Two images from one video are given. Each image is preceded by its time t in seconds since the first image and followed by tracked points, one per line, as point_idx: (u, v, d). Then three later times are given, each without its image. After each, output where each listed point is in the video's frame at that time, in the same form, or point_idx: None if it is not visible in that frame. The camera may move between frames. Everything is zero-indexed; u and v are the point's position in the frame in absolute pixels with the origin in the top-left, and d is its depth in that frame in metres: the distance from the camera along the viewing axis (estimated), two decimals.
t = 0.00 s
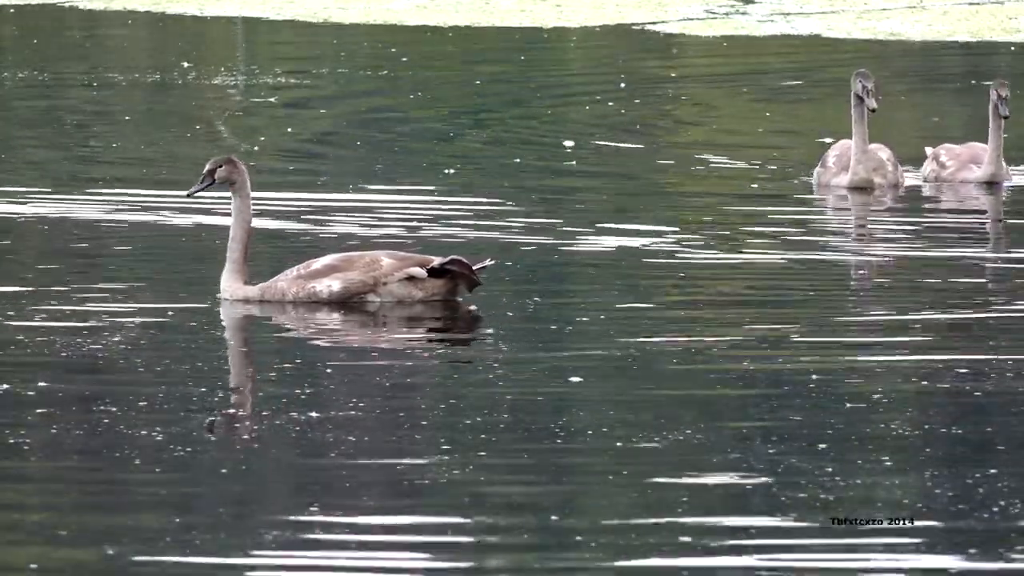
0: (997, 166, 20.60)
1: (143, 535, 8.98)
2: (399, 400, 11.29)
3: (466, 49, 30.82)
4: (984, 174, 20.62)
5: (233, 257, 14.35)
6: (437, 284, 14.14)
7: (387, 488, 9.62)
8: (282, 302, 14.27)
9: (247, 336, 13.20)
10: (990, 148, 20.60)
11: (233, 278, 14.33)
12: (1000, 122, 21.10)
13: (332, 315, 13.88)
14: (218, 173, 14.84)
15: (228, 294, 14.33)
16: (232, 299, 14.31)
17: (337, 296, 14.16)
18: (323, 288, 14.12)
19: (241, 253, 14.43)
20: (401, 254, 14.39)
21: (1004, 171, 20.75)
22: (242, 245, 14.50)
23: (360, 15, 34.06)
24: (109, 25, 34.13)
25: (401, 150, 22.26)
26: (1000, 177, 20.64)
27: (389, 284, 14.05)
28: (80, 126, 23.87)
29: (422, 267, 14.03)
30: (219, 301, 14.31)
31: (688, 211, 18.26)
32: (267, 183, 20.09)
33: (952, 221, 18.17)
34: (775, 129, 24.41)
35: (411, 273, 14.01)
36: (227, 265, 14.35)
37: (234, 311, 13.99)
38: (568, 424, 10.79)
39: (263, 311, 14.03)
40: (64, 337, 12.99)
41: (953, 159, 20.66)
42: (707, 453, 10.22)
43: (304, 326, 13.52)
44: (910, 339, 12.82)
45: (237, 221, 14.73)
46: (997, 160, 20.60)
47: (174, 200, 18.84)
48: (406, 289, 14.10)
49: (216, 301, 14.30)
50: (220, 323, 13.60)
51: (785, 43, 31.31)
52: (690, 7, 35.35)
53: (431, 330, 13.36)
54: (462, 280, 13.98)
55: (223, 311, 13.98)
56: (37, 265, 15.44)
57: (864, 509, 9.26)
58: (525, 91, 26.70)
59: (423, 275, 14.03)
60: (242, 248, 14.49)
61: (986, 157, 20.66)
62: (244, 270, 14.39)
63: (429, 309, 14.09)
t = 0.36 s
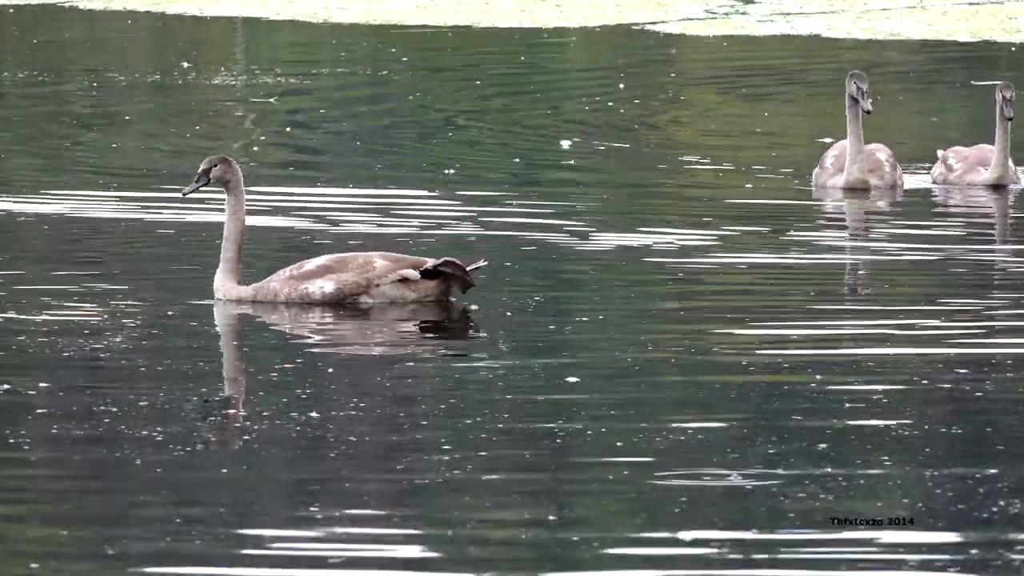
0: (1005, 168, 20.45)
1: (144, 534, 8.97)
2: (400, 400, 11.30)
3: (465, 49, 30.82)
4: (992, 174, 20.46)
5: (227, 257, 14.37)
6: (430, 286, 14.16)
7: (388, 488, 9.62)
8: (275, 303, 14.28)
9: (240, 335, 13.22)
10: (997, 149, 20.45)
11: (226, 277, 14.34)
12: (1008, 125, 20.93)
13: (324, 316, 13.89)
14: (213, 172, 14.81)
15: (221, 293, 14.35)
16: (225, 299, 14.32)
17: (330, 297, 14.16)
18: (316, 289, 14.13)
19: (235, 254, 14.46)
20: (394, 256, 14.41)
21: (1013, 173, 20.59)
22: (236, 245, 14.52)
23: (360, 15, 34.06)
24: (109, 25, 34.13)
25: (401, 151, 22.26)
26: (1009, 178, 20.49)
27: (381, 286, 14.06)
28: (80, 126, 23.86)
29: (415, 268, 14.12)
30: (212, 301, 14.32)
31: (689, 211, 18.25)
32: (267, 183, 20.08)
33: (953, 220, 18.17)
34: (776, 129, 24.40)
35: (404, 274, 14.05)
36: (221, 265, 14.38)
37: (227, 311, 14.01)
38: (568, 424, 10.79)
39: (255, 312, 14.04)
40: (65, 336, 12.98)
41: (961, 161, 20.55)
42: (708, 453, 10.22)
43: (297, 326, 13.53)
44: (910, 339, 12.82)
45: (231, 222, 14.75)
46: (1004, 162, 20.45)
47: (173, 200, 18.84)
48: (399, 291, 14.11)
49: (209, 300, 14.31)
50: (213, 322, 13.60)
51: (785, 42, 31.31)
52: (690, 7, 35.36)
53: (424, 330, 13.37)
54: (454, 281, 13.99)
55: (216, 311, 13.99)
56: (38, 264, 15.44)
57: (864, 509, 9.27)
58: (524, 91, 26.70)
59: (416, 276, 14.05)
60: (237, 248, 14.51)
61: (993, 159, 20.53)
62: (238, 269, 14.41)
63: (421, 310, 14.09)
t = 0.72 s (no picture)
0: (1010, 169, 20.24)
1: (144, 534, 8.98)
2: (400, 400, 11.30)
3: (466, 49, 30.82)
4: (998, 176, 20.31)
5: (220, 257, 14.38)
6: (423, 286, 14.10)
7: (388, 488, 9.63)
8: (267, 304, 14.28)
9: (233, 336, 13.22)
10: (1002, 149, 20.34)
11: (220, 278, 14.35)
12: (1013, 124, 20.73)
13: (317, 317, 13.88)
14: (206, 173, 14.86)
15: (215, 294, 14.36)
16: (218, 299, 14.32)
17: (323, 297, 14.15)
18: (308, 289, 14.12)
19: (229, 254, 14.47)
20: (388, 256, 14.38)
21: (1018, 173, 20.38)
22: (230, 246, 14.53)
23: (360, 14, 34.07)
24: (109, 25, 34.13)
25: (401, 151, 22.26)
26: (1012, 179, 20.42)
27: (374, 286, 14.04)
28: (80, 126, 23.88)
29: (409, 269, 14.05)
30: (206, 301, 14.33)
31: (689, 211, 18.26)
32: (267, 182, 20.09)
33: (952, 220, 18.19)
34: (776, 129, 24.40)
35: (397, 275, 14.00)
36: (214, 265, 14.39)
37: (220, 311, 14.01)
38: (568, 424, 10.80)
39: (248, 312, 14.04)
40: (66, 337, 12.99)
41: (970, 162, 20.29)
42: (708, 453, 10.24)
43: (289, 326, 13.53)
44: (910, 339, 12.83)
45: (226, 223, 14.76)
46: (1008, 163, 20.37)
47: (174, 201, 18.84)
48: (392, 291, 14.07)
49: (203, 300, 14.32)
50: (206, 322, 13.61)
51: (785, 42, 31.32)
52: (690, 7, 35.37)
53: (417, 330, 13.36)
54: (447, 283, 13.95)
55: (209, 311, 14.00)
56: (38, 264, 15.45)
57: (864, 509, 9.27)
58: (523, 91, 26.70)
59: (409, 276, 14.01)
60: (230, 248, 14.52)
61: (998, 159, 20.40)
62: (231, 270, 14.42)
63: (415, 310, 14.06)
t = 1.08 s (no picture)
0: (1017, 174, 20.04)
1: (144, 534, 8.97)
2: (400, 400, 11.29)
3: (466, 49, 30.80)
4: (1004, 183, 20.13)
5: (214, 257, 14.36)
6: (416, 287, 14.12)
7: (388, 487, 9.63)
8: (260, 304, 14.26)
9: (228, 336, 13.20)
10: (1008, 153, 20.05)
11: (213, 278, 14.33)
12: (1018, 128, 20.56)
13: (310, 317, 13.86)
14: (197, 172, 14.84)
15: (208, 294, 14.34)
16: (211, 299, 14.30)
17: (316, 297, 14.14)
18: (301, 290, 14.10)
19: (223, 254, 14.45)
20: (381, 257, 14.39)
21: None
22: (223, 246, 14.51)
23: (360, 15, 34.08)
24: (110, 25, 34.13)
25: (400, 151, 22.24)
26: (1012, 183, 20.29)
27: (367, 287, 14.04)
28: (80, 126, 23.88)
29: (402, 270, 14.08)
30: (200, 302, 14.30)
31: (689, 211, 18.25)
32: (267, 182, 20.07)
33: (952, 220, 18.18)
34: (776, 129, 24.39)
35: (391, 276, 14.02)
36: (207, 265, 14.37)
37: (213, 311, 13.98)
38: (567, 424, 10.79)
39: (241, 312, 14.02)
40: (67, 336, 12.98)
41: (976, 167, 20.09)
42: (708, 453, 10.23)
43: (283, 326, 13.51)
44: (910, 339, 12.81)
45: (219, 222, 14.73)
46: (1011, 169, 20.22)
47: (174, 201, 18.84)
48: (385, 292, 14.08)
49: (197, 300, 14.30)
50: (201, 322, 13.59)
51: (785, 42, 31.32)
52: (690, 7, 35.37)
53: (411, 330, 13.36)
54: (441, 283, 13.99)
55: (203, 311, 13.97)
56: (39, 264, 15.44)
57: (864, 509, 9.26)
58: (524, 91, 26.70)
59: (403, 277, 14.03)
60: (224, 247, 14.50)
61: (1003, 164, 20.20)
62: (225, 270, 14.40)
63: (408, 311, 14.07)
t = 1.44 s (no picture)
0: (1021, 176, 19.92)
1: (145, 535, 8.97)
2: (399, 400, 11.29)
3: (467, 50, 30.78)
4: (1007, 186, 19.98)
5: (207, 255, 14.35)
6: (410, 287, 14.12)
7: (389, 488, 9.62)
8: (253, 304, 14.27)
9: (221, 336, 13.22)
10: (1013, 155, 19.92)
11: (206, 277, 14.32)
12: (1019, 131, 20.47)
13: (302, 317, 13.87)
14: (189, 170, 14.82)
15: (201, 293, 14.34)
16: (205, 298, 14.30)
17: (309, 297, 14.15)
18: (294, 290, 14.11)
19: (216, 252, 14.45)
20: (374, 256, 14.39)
21: None
22: (216, 244, 14.51)
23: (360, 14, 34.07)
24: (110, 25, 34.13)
25: (401, 150, 22.23)
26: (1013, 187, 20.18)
27: (360, 287, 14.05)
28: (79, 126, 23.87)
29: (396, 269, 14.07)
30: (193, 301, 14.33)
31: (688, 211, 18.24)
32: (266, 181, 20.07)
33: (952, 220, 18.18)
34: (777, 129, 24.39)
35: (384, 275, 14.02)
36: (200, 264, 14.36)
37: (206, 311, 14.00)
38: (566, 424, 10.78)
39: (234, 311, 14.03)
40: (68, 336, 12.98)
41: (983, 168, 19.94)
42: (708, 452, 10.23)
43: (275, 326, 13.52)
44: (910, 339, 12.81)
45: (212, 219, 14.72)
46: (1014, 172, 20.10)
47: (174, 202, 18.83)
48: (378, 292, 14.09)
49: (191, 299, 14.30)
50: (195, 322, 13.60)
51: (784, 42, 31.31)
52: (690, 7, 35.37)
53: (405, 331, 13.36)
54: (435, 283, 13.97)
55: (196, 311, 13.98)
56: (39, 264, 15.44)
57: (864, 508, 9.26)
58: (524, 91, 26.69)
59: (396, 277, 14.03)
60: (217, 246, 14.49)
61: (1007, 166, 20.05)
62: (218, 268, 14.40)
63: (401, 311, 14.07)
